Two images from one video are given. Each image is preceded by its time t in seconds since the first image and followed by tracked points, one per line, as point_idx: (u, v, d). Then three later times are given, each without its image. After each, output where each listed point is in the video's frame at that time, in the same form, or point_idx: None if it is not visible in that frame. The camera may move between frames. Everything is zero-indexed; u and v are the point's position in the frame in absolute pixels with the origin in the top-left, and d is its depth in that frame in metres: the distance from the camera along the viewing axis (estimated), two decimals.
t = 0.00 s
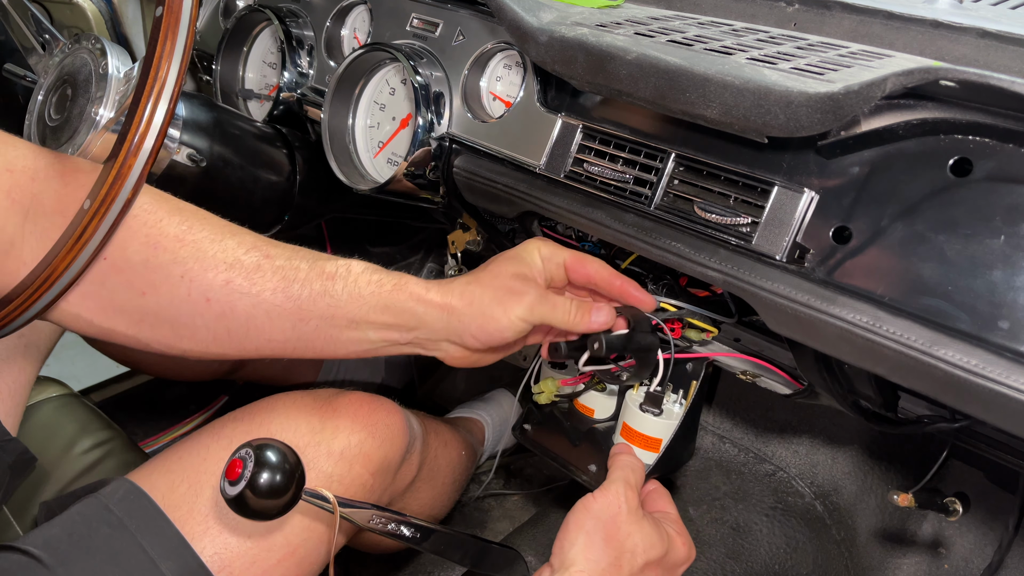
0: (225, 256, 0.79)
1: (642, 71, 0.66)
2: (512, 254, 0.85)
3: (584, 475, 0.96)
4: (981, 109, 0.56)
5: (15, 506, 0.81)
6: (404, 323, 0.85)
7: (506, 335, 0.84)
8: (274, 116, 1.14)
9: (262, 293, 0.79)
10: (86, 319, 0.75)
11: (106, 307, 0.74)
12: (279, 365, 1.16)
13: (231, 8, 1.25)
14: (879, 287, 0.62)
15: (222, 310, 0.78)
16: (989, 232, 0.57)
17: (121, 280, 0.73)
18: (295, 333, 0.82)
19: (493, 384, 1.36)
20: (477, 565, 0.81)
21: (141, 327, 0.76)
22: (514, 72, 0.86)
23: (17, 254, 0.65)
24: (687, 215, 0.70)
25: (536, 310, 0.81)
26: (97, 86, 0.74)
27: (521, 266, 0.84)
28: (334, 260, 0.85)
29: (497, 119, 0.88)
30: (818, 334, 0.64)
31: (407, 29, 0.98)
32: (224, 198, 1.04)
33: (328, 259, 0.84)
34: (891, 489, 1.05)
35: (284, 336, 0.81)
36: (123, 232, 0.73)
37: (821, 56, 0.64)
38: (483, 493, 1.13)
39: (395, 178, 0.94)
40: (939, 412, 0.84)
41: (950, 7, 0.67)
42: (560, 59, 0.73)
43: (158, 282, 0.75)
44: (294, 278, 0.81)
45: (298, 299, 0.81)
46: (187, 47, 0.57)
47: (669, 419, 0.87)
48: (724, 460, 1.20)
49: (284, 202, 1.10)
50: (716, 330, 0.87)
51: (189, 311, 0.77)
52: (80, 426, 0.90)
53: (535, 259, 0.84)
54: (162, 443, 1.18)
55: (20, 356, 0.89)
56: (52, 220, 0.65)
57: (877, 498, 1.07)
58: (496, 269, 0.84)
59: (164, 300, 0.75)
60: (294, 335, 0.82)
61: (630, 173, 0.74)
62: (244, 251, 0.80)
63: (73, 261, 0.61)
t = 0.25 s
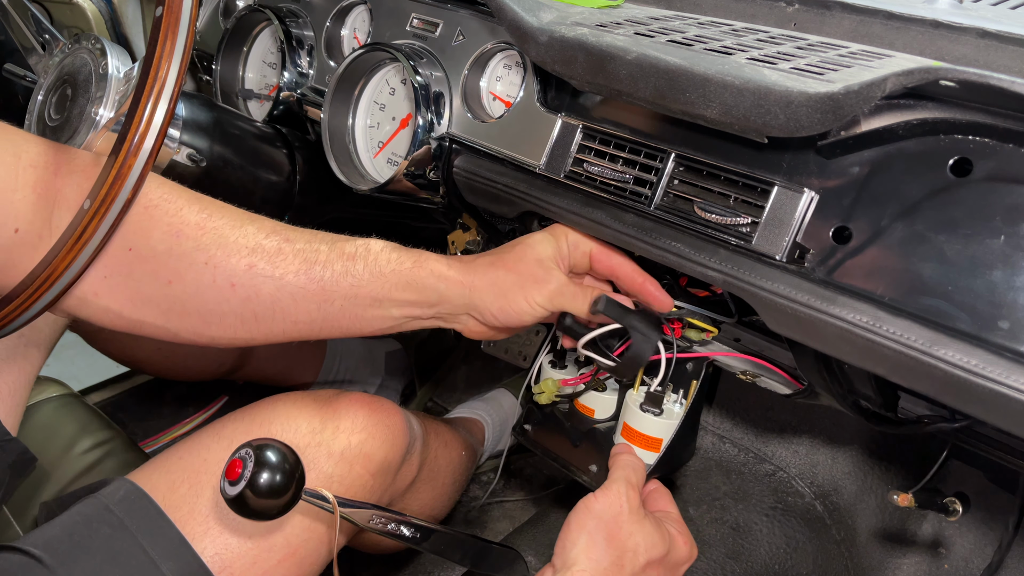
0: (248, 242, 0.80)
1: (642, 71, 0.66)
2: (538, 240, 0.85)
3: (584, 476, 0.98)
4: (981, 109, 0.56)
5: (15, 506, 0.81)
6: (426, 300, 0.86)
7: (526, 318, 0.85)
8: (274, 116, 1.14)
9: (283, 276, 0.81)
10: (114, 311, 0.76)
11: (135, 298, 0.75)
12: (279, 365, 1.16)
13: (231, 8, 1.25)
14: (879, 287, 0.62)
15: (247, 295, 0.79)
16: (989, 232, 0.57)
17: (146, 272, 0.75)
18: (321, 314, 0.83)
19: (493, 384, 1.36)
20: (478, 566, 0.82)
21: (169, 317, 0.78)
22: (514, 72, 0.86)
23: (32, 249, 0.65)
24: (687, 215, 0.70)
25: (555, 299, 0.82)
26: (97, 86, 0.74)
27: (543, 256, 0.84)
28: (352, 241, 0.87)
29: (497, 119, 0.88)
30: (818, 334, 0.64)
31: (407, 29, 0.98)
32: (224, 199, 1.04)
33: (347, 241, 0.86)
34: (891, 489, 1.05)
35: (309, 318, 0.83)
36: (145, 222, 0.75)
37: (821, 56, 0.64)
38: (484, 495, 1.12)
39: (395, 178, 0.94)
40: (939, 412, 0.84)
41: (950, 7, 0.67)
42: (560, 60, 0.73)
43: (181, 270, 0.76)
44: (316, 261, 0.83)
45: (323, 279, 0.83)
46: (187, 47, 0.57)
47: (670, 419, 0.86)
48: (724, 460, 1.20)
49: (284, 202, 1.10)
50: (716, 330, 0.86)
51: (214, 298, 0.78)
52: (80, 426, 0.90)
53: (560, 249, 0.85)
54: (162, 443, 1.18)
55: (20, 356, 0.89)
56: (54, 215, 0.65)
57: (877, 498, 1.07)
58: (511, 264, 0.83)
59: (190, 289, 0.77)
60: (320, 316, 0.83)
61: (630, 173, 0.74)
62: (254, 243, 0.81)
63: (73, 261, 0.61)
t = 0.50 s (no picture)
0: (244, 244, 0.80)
1: (642, 71, 0.66)
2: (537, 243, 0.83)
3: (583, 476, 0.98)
4: (981, 109, 0.55)
5: (15, 505, 0.81)
6: (426, 301, 0.84)
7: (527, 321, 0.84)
8: (274, 116, 1.14)
9: (281, 279, 0.80)
10: (114, 316, 0.76)
11: (135, 303, 0.75)
12: (279, 364, 1.16)
13: (231, 8, 1.25)
14: (879, 287, 0.62)
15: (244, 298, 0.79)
16: (989, 232, 0.57)
17: (145, 276, 0.75)
18: (321, 316, 0.82)
19: (494, 384, 1.36)
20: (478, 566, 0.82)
21: (170, 320, 0.78)
22: (514, 72, 0.86)
23: (31, 250, 0.65)
24: (687, 215, 0.70)
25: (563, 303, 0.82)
26: (97, 86, 0.74)
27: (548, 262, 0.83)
28: (349, 241, 0.84)
29: (497, 119, 0.88)
30: (818, 334, 0.64)
31: (407, 29, 0.98)
32: (224, 199, 1.04)
33: (345, 241, 0.84)
34: (891, 489, 1.05)
35: (308, 320, 0.82)
36: (143, 227, 0.75)
37: (821, 56, 0.64)
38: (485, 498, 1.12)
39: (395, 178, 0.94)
40: (939, 412, 0.84)
41: (950, 7, 0.67)
42: (560, 59, 0.73)
43: (180, 274, 0.76)
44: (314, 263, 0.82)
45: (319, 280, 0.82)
46: (187, 47, 0.57)
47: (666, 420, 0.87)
48: (724, 460, 1.20)
49: (284, 202, 1.10)
50: (715, 330, 0.88)
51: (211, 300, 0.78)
52: (80, 426, 0.90)
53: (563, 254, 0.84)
54: (162, 443, 1.18)
55: (20, 356, 0.89)
56: (54, 215, 0.65)
57: (877, 498, 1.07)
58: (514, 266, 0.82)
59: (188, 293, 0.77)
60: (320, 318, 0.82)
61: (630, 173, 0.74)
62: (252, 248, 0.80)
63: (73, 261, 0.61)
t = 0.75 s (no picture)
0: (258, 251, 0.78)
1: (642, 71, 0.66)
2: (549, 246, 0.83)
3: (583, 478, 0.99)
4: (981, 109, 0.55)
5: (15, 505, 0.81)
6: (442, 313, 0.85)
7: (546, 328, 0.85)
8: (274, 116, 1.14)
9: (295, 287, 0.79)
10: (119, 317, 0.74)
11: (144, 307, 0.74)
12: (279, 365, 1.16)
13: (231, 8, 1.25)
14: (879, 287, 0.62)
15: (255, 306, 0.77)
16: (989, 232, 0.57)
17: (156, 279, 0.73)
18: (333, 327, 0.82)
19: (494, 384, 1.36)
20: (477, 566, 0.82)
21: (178, 325, 0.76)
22: (514, 72, 0.86)
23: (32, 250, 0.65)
24: (687, 215, 0.70)
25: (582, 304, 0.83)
26: (97, 86, 0.74)
27: (561, 264, 0.82)
28: (366, 249, 0.84)
29: (497, 119, 0.88)
30: (818, 334, 0.64)
31: (407, 29, 0.98)
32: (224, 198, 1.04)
33: (361, 249, 0.84)
34: (891, 489, 1.05)
35: (320, 331, 0.81)
36: (154, 229, 0.72)
37: (821, 56, 0.64)
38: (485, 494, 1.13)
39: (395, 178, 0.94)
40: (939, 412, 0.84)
41: (950, 7, 0.67)
42: (560, 59, 0.73)
43: (190, 278, 0.74)
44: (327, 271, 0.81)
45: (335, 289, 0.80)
46: (187, 47, 0.57)
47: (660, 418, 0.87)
48: (724, 460, 1.20)
49: (284, 202, 1.10)
50: (715, 330, 0.87)
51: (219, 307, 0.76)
52: (79, 426, 0.90)
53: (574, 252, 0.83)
54: (162, 443, 1.18)
55: (20, 356, 0.89)
56: (55, 214, 0.65)
57: (877, 498, 1.07)
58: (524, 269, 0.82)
59: (199, 297, 0.75)
60: (333, 330, 0.82)
61: (630, 173, 0.74)
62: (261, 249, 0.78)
63: (73, 261, 0.61)
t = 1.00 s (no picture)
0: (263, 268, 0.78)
1: (642, 71, 0.66)
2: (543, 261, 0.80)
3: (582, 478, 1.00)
4: (981, 109, 0.55)
5: (16, 506, 0.81)
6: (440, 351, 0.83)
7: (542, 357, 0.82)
8: (274, 116, 1.14)
9: (296, 313, 0.78)
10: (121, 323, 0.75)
11: (148, 317, 0.75)
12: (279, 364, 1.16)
13: (231, 8, 1.25)
14: (879, 287, 0.62)
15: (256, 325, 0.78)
16: (989, 232, 0.57)
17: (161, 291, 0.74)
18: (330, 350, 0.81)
19: (494, 384, 1.36)
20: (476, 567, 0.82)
21: (181, 336, 0.77)
22: (514, 72, 0.86)
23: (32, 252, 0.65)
24: (687, 215, 0.70)
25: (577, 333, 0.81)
26: (97, 86, 0.74)
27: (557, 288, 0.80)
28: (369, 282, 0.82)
29: (497, 119, 0.88)
30: (818, 334, 0.64)
31: (407, 29, 0.98)
32: (223, 198, 1.03)
33: (364, 282, 0.82)
34: (891, 489, 1.05)
35: (320, 355, 0.81)
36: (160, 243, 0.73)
37: (821, 56, 0.64)
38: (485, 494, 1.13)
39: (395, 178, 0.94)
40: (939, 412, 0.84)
41: (950, 7, 0.67)
42: (560, 59, 0.73)
43: (195, 296, 0.75)
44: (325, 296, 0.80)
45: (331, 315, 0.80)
46: (187, 47, 0.57)
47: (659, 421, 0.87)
48: (724, 460, 1.20)
49: (284, 202, 1.10)
50: (716, 330, 0.87)
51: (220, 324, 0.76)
52: (80, 426, 0.90)
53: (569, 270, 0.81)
54: (162, 443, 1.18)
55: (20, 356, 0.89)
56: (54, 219, 0.65)
57: (877, 498, 1.07)
58: (525, 277, 0.80)
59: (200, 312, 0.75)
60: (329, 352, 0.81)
61: (630, 173, 0.74)
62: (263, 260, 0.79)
63: (72, 262, 0.61)
